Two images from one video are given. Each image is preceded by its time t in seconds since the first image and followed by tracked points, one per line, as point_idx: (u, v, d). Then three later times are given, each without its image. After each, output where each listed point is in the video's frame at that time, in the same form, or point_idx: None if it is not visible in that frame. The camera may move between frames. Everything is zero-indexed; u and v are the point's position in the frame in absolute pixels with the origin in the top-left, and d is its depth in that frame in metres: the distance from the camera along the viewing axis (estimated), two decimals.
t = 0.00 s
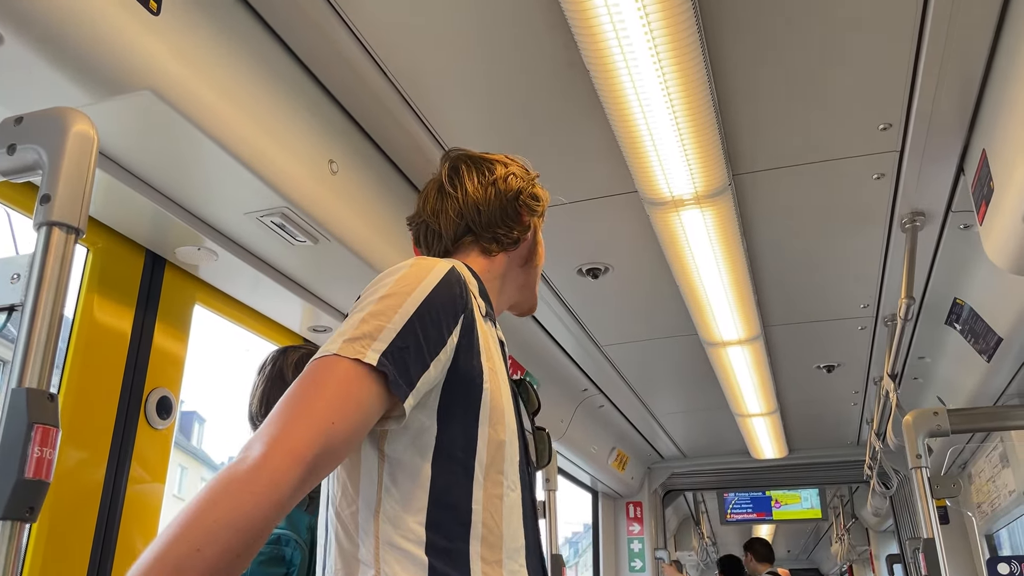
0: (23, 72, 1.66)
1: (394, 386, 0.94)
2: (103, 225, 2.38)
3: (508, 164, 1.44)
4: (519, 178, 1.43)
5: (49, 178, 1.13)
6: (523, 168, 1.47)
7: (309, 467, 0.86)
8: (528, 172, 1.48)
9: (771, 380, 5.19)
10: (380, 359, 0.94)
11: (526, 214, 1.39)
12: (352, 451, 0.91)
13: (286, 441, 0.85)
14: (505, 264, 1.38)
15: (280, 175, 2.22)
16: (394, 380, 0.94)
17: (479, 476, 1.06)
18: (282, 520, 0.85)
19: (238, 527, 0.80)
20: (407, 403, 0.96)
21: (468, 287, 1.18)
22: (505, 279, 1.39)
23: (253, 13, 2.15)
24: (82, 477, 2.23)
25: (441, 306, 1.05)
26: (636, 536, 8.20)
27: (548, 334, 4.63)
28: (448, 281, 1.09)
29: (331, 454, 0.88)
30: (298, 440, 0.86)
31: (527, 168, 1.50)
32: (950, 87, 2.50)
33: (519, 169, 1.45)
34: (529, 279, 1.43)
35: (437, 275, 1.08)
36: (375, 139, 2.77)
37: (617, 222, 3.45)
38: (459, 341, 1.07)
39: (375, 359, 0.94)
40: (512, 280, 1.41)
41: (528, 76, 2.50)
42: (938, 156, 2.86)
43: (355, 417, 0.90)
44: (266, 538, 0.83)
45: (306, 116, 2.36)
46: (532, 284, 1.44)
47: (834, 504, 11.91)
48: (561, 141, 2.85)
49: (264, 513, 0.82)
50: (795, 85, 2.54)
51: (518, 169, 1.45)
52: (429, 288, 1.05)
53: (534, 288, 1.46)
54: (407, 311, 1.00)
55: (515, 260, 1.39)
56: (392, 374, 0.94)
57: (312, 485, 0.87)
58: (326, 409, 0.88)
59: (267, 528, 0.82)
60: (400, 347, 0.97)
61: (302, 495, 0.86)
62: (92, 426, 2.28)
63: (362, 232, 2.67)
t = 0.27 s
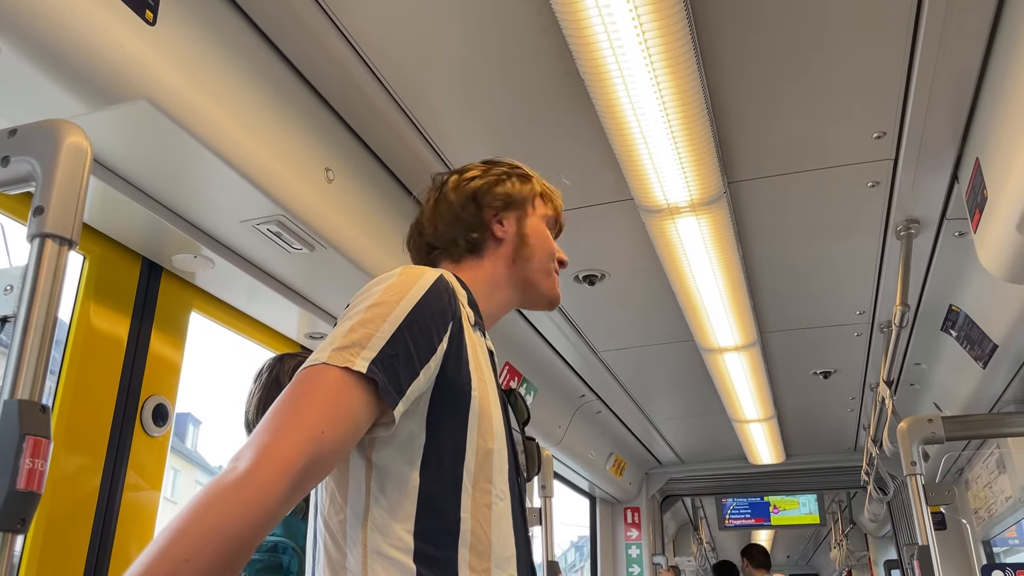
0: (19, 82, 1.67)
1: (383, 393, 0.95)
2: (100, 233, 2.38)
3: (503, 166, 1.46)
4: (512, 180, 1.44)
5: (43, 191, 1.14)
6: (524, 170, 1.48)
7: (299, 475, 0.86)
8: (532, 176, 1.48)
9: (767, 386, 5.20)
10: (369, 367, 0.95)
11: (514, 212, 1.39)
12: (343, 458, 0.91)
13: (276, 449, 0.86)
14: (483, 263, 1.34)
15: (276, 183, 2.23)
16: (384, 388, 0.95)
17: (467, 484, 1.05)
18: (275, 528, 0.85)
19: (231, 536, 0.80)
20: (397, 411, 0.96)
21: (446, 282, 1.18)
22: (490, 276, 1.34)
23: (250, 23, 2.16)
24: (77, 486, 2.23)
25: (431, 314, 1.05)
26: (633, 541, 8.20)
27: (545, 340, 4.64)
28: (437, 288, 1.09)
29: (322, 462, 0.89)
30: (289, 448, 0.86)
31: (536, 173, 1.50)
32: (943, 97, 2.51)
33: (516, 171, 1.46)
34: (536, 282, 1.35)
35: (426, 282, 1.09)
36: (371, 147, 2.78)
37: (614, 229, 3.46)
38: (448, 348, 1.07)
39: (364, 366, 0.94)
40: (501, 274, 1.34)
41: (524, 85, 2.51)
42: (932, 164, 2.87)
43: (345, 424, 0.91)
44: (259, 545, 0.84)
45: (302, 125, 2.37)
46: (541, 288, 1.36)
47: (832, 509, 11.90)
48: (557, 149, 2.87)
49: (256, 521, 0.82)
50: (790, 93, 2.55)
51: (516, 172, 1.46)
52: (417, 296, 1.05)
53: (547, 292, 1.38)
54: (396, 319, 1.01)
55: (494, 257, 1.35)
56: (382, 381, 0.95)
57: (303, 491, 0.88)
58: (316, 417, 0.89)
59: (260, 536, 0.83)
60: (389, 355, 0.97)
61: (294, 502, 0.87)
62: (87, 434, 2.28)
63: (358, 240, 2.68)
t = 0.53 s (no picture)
0: (10, 89, 1.66)
1: (341, 407, 0.89)
2: (93, 240, 2.38)
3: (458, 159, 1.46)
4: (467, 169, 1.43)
5: (32, 200, 1.13)
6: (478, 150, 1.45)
7: (266, 488, 0.82)
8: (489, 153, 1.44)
9: (764, 392, 5.20)
10: (324, 380, 0.89)
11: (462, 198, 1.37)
12: (314, 470, 0.87)
13: (240, 462, 0.82)
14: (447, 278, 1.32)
15: (269, 190, 2.23)
16: (339, 401, 0.89)
17: (444, 492, 0.97)
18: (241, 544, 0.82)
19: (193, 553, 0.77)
20: (359, 424, 0.91)
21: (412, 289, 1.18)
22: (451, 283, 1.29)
23: (243, 31, 2.16)
24: (69, 493, 2.22)
25: (385, 323, 0.99)
26: (631, 547, 8.19)
27: (541, 347, 4.64)
28: (387, 299, 1.03)
29: (290, 473, 0.84)
30: (253, 460, 0.82)
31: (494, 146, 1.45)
32: (937, 102, 2.51)
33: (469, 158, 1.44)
34: (488, 242, 1.25)
35: (376, 295, 1.03)
36: (365, 153, 2.78)
37: (609, 235, 3.45)
38: (407, 356, 1.00)
39: (319, 380, 0.89)
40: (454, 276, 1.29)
41: (518, 90, 2.51)
42: (927, 170, 2.87)
43: (315, 434, 0.87)
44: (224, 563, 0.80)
45: (296, 132, 2.37)
46: (495, 245, 1.25)
47: (831, 515, 11.90)
48: (551, 154, 2.86)
49: (219, 537, 0.79)
50: (784, 98, 2.55)
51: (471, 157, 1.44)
52: (370, 306, 0.99)
53: (510, 248, 1.26)
54: (348, 332, 0.95)
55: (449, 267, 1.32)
56: (337, 395, 0.89)
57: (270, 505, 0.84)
58: (283, 428, 0.85)
59: (224, 553, 0.79)
60: (344, 368, 0.91)
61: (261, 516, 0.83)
62: (80, 441, 2.27)
63: (352, 245, 2.67)
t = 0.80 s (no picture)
0: (8, 99, 1.66)
1: (292, 430, 0.88)
2: (91, 249, 2.38)
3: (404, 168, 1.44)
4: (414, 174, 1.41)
5: (29, 209, 1.14)
6: (418, 151, 1.42)
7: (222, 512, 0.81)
8: (426, 149, 1.41)
9: (763, 397, 5.20)
10: (274, 408, 0.89)
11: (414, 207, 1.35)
12: (271, 498, 0.86)
13: (199, 487, 0.81)
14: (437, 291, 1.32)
15: (268, 198, 2.23)
16: (293, 427, 0.88)
17: (422, 507, 0.96)
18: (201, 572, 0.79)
19: None
20: (310, 448, 0.90)
21: (396, 304, 1.21)
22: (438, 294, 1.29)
23: (241, 39, 2.17)
24: (66, 501, 2.22)
25: (338, 347, 0.98)
26: (630, 552, 8.17)
27: (539, 353, 4.64)
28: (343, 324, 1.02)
29: (249, 499, 0.84)
30: (213, 485, 0.81)
31: (430, 141, 1.41)
32: (932, 109, 2.52)
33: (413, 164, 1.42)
34: (445, 246, 1.23)
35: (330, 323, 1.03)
36: (363, 161, 2.79)
37: (606, 241, 3.46)
38: (368, 377, 1.00)
39: (267, 410, 0.89)
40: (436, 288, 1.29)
41: (515, 98, 2.52)
42: (923, 176, 2.88)
43: (274, 460, 0.86)
44: None
45: (294, 141, 2.39)
46: (453, 247, 1.23)
47: (830, 520, 11.90)
48: (548, 161, 2.87)
49: (180, 562, 0.76)
50: (780, 106, 2.57)
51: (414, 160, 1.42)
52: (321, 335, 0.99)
53: (469, 244, 1.23)
54: (301, 361, 0.95)
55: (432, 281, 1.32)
56: (289, 419, 0.88)
57: (228, 532, 0.82)
58: (241, 454, 0.84)
59: None
60: (297, 395, 0.91)
61: (220, 543, 0.81)
62: (79, 449, 2.27)
63: (350, 253, 2.67)
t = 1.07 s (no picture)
0: (10, 103, 1.66)
1: (295, 433, 0.88)
2: (92, 253, 2.38)
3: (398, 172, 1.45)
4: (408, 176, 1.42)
5: (34, 214, 1.14)
6: (410, 154, 1.42)
7: (225, 515, 0.81)
8: (416, 148, 1.42)
9: (763, 401, 5.20)
10: (275, 411, 0.89)
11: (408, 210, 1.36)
12: (272, 503, 0.86)
13: (201, 490, 0.81)
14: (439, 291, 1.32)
15: (270, 201, 2.23)
16: (295, 429, 0.88)
17: (421, 508, 0.96)
18: None
19: None
20: (312, 450, 0.89)
21: (397, 303, 1.21)
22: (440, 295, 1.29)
23: (241, 43, 2.17)
24: (66, 506, 2.21)
25: (337, 351, 0.98)
26: (631, 557, 8.17)
27: (540, 357, 4.64)
28: (343, 326, 1.02)
29: (250, 503, 0.83)
30: (214, 489, 0.81)
31: (420, 143, 1.42)
32: (933, 113, 2.53)
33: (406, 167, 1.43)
34: (436, 248, 1.23)
35: (331, 325, 1.02)
36: (364, 165, 2.80)
37: (607, 245, 3.46)
38: (369, 378, 1.00)
39: (268, 414, 0.88)
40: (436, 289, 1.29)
41: (516, 101, 2.52)
42: (924, 180, 2.88)
43: (276, 464, 0.86)
44: None
45: (295, 145, 2.39)
46: (443, 249, 1.23)
47: (831, 524, 11.89)
48: (550, 165, 2.87)
49: (179, 565, 0.76)
50: (781, 109, 2.57)
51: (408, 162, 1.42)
52: (322, 338, 0.99)
53: (459, 244, 1.23)
54: (301, 365, 0.94)
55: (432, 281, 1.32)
56: (292, 422, 0.88)
57: (229, 537, 0.81)
58: (245, 457, 0.84)
59: None
60: (298, 398, 0.91)
61: (221, 547, 0.81)
62: (80, 454, 2.27)
63: (352, 256, 2.67)
